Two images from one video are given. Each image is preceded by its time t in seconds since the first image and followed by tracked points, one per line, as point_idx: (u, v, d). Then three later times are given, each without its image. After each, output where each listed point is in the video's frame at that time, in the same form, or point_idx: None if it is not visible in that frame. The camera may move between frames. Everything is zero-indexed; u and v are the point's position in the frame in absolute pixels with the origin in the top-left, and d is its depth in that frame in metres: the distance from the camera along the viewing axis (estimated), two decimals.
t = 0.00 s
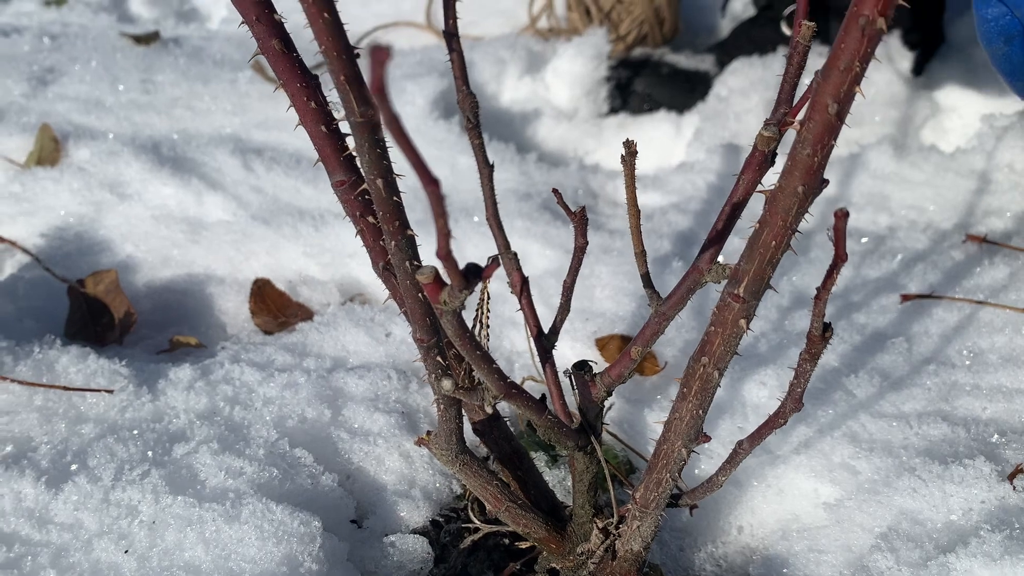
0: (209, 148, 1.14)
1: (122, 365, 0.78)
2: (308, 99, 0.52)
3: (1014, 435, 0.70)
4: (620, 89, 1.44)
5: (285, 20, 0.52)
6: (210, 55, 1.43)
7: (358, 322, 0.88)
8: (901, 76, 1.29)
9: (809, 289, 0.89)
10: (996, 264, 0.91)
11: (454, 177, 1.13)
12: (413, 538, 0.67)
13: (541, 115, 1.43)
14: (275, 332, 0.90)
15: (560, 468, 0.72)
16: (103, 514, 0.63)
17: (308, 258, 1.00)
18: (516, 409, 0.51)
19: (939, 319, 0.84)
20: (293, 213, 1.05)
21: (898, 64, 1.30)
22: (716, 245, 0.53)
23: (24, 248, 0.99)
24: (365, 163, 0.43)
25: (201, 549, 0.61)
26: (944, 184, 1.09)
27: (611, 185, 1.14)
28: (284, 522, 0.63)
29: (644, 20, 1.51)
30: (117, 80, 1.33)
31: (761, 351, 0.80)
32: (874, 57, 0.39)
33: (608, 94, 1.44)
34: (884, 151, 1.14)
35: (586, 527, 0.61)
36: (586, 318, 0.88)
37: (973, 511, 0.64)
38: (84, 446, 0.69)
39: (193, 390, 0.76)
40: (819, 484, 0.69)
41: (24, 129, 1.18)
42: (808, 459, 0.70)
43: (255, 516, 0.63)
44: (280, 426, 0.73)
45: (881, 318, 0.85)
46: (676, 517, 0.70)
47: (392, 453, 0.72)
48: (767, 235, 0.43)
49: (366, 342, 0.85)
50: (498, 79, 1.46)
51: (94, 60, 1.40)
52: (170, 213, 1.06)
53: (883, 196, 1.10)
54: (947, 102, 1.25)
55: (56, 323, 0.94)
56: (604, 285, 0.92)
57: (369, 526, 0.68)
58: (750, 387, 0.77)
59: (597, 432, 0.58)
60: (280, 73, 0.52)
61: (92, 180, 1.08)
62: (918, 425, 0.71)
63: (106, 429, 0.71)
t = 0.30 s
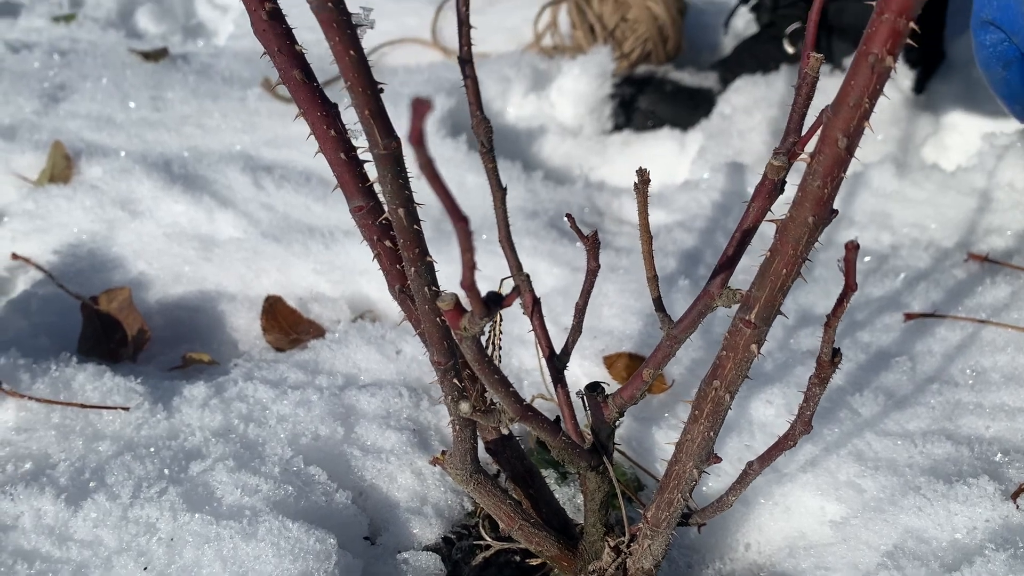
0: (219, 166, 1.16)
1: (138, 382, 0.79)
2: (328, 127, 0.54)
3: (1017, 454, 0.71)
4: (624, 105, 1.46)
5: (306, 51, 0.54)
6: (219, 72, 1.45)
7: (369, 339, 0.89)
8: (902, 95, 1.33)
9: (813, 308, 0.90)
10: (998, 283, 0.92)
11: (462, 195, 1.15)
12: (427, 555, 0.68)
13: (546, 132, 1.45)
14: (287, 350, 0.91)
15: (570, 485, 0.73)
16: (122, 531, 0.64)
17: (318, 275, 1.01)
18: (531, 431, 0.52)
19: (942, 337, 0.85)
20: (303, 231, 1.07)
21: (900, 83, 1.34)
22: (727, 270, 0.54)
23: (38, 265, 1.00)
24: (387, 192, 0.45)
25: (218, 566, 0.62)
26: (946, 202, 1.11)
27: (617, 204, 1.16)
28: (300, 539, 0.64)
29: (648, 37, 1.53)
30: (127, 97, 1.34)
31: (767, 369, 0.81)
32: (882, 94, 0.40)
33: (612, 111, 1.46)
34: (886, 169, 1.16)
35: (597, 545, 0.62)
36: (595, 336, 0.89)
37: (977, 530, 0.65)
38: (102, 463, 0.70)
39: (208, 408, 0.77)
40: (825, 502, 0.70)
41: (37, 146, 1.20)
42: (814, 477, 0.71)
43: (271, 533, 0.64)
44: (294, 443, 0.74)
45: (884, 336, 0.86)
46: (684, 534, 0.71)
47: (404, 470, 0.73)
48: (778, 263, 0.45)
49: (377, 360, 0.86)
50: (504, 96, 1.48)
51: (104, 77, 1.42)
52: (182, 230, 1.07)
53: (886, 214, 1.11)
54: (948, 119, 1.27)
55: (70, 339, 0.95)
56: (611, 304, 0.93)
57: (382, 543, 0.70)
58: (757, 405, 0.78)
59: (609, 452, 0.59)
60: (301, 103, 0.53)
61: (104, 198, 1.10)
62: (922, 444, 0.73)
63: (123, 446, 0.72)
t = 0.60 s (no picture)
0: (221, 213, 1.19)
1: (143, 436, 0.82)
2: (328, 208, 0.56)
3: (990, 508, 0.74)
4: (617, 145, 1.50)
5: (307, 138, 0.56)
6: (220, 114, 1.49)
7: (367, 390, 0.92)
8: (887, 136, 1.38)
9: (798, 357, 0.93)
10: (976, 331, 0.95)
11: (457, 239, 1.17)
12: None
13: (540, 173, 1.48)
14: (287, 399, 0.94)
15: (560, 538, 0.76)
16: None
17: (317, 322, 1.04)
18: (523, 499, 0.54)
19: (922, 387, 0.88)
20: (303, 277, 1.10)
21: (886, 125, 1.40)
22: (709, 340, 0.56)
23: (44, 313, 1.03)
24: (384, 283, 0.47)
25: None
26: (928, 247, 1.14)
27: (609, 248, 1.19)
28: None
29: (640, 78, 1.57)
30: (131, 141, 1.38)
31: (751, 421, 0.84)
32: (846, 197, 0.43)
33: (605, 151, 1.50)
34: (870, 216, 1.19)
35: None
36: (586, 385, 0.92)
37: None
38: (109, 518, 0.73)
39: (210, 461, 0.80)
40: (806, 555, 0.72)
41: (43, 192, 1.23)
42: (796, 530, 0.73)
43: None
44: (294, 497, 0.78)
45: (866, 386, 0.89)
46: None
47: (400, 523, 0.77)
48: (751, 348, 0.48)
49: (375, 410, 0.89)
50: (499, 137, 1.52)
51: (108, 119, 1.45)
52: (185, 277, 1.10)
53: (870, 258, 1.14)
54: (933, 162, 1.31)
55: (75, 386, 0.98)
56: (602, 351, 0.95)
57: None
58: (742, 457, 0.80)
59: (597, 513, 0.62)
60: (302, 186, 0.56)
61: (109, 245, 1.13)
62: (899, 497, 0.75)
63: (128, 500, 0.75)
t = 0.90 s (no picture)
0: (213, 251, 1.23)
1: (136, 475, 0.85)
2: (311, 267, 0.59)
3: (947, 542, 0.78)
4: (600, 178, 1.53)
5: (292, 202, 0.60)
6: (212, 152, 1.52)
7: (353, 428, 0.95)
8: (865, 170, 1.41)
9: (771, 392, 0.96)
10: (942, 366, 0.99)
11: (443, 276, 1.21)
12: None
13: (526, 207, 1.52)
14: (276, 436, 0.97)
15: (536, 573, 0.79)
16: None
17: (306, 359, 1.07)
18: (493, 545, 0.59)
19: (888, 422, 0.91)
20: (293, 315, 1.13)
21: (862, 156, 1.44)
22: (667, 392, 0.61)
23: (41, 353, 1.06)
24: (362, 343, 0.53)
25: None
26: (899, 281, 1.18)
27: (590, 283, 1.23)
28: None
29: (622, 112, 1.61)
30: (126, 180, 1.41)
31: (723, 457, 0.87)
32: (784, 267, 0.47)
33: (589, 184, 1.54)
34: (842, 251, 1.23)
35: None
36: (565, 421, 0.95)
37: None
38: (104, 558, 0.76)
39: (202, 499, 0.83)
40: None
41: (41, 233, 1.27)
42: (763, 564, 0.77)
43: None
44: (282, 534, 0.81)
45: (835, 421, 0.92)
46: None
47: (383, 559, 0.80)
48: (704, 403, 0.51)
49: (360, 448, 0.92)
50: (485, 172, 1.57)
51: (104, 157, 1.49)
52: (178, 315, 1.13)
53: (842, 292, 1.17)
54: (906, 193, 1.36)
55: (70, 424, 1.01)
56: (581, 387, 0.98)
57: None
58: (714, 492, 0.84)
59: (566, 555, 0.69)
60: (287, 246, 0.59)
61: (104, 285, 1.16)
62: (862, 531, 0.79)
63: (123, 539, 0.78)
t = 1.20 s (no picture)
0: (219, 284, 1.27)
1: (147, 503, 0.89)
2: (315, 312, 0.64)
3: (917, 564, 0.82)
4: (592, 208, 1.59)
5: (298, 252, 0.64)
6: (217, 185, 1.58)
7: (354, 456, 0.99)
8: (846, 200, 1.47)
9: (753, 419, 1.01)
10: (916, 393, 1.04)
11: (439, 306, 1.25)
12: None
13: (520, 236, 1.57)
14: (280, 463, 1.02)
15: None
16: None
17: (308, 389, 1.11)
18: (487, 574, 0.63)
19: (864, 448, 0.96)
20: (295, 345, 1.18)
21: (844, 187, 1.50)
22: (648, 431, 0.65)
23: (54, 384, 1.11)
24: (363, 388, 0.58)
25: None
26: (879, 309, 1.22)
27: (582, 312, 1.28)
28: None
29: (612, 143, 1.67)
30: (133, 213, 1.46)
31: (705, 483, 0.91)
32: (746, 318, 0.52)
33: (581, 214, 1.59)
34: (824, 280, 1.28)
35: None
36: (556, 448, 0.99)
37: None
38: None
39: (210, 526, 0.88)
40: None
41: (51, 266, 1.31)
42: None
43: None
44: (287, 560, 0.85)
45: (813, 448, 0.97)
46: None
47: None
48: (678, 441, 0.56)
49: (361, 476, 0.97)
50: (480, 203, 1.62)
51: (111, 190, 1.54)
52: (184, 346, 1.18)
53: (823, 320, 1.22)
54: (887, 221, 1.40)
55: (82, 453, 1.05)
56: (572, 415, 1.03)
57: None
58: (697, 517, 0.88)
59: None
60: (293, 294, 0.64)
61: (114, 317, 1.21)
62: (836, 553, 0.83)
63: (135, 565, 0.82)
